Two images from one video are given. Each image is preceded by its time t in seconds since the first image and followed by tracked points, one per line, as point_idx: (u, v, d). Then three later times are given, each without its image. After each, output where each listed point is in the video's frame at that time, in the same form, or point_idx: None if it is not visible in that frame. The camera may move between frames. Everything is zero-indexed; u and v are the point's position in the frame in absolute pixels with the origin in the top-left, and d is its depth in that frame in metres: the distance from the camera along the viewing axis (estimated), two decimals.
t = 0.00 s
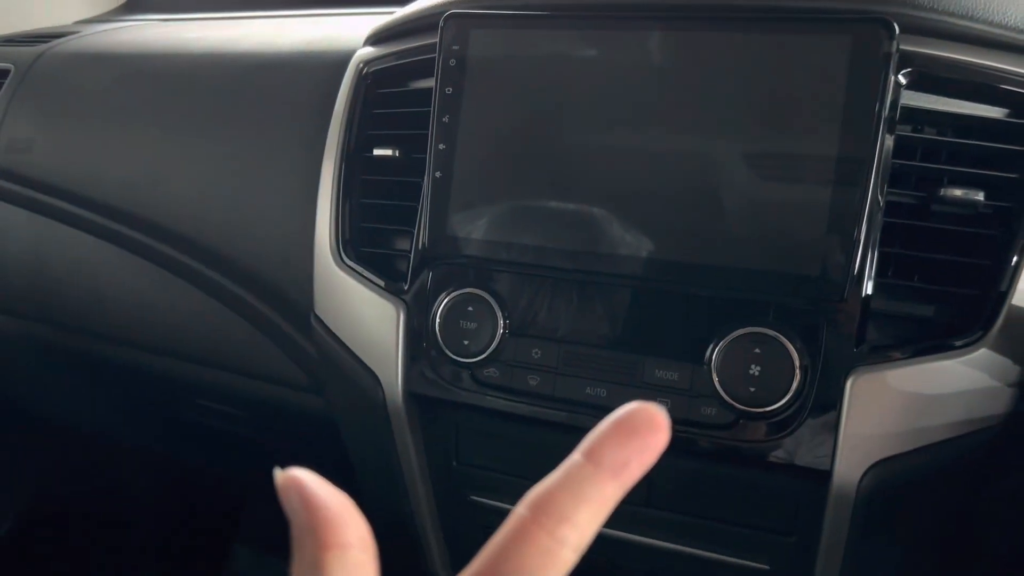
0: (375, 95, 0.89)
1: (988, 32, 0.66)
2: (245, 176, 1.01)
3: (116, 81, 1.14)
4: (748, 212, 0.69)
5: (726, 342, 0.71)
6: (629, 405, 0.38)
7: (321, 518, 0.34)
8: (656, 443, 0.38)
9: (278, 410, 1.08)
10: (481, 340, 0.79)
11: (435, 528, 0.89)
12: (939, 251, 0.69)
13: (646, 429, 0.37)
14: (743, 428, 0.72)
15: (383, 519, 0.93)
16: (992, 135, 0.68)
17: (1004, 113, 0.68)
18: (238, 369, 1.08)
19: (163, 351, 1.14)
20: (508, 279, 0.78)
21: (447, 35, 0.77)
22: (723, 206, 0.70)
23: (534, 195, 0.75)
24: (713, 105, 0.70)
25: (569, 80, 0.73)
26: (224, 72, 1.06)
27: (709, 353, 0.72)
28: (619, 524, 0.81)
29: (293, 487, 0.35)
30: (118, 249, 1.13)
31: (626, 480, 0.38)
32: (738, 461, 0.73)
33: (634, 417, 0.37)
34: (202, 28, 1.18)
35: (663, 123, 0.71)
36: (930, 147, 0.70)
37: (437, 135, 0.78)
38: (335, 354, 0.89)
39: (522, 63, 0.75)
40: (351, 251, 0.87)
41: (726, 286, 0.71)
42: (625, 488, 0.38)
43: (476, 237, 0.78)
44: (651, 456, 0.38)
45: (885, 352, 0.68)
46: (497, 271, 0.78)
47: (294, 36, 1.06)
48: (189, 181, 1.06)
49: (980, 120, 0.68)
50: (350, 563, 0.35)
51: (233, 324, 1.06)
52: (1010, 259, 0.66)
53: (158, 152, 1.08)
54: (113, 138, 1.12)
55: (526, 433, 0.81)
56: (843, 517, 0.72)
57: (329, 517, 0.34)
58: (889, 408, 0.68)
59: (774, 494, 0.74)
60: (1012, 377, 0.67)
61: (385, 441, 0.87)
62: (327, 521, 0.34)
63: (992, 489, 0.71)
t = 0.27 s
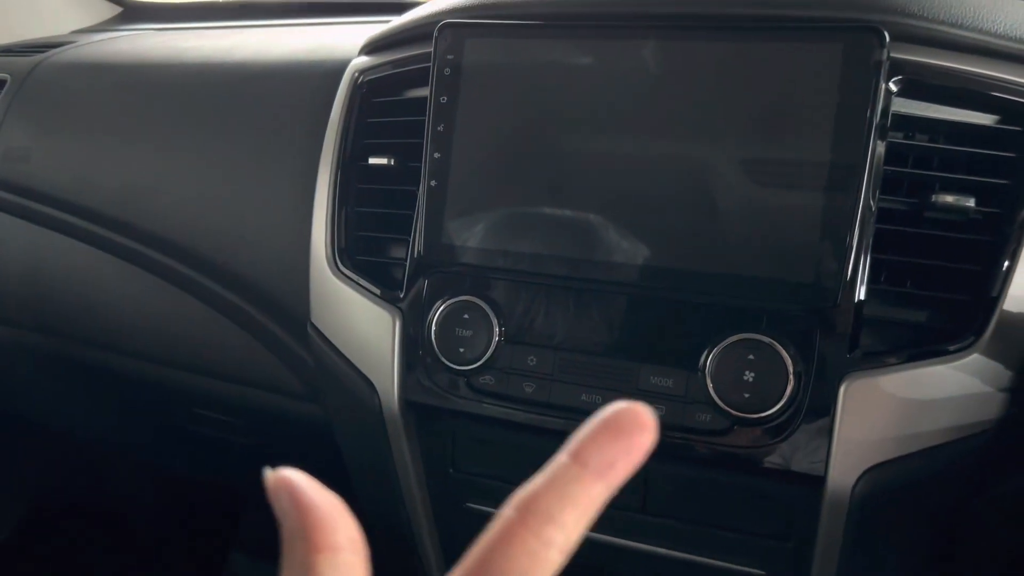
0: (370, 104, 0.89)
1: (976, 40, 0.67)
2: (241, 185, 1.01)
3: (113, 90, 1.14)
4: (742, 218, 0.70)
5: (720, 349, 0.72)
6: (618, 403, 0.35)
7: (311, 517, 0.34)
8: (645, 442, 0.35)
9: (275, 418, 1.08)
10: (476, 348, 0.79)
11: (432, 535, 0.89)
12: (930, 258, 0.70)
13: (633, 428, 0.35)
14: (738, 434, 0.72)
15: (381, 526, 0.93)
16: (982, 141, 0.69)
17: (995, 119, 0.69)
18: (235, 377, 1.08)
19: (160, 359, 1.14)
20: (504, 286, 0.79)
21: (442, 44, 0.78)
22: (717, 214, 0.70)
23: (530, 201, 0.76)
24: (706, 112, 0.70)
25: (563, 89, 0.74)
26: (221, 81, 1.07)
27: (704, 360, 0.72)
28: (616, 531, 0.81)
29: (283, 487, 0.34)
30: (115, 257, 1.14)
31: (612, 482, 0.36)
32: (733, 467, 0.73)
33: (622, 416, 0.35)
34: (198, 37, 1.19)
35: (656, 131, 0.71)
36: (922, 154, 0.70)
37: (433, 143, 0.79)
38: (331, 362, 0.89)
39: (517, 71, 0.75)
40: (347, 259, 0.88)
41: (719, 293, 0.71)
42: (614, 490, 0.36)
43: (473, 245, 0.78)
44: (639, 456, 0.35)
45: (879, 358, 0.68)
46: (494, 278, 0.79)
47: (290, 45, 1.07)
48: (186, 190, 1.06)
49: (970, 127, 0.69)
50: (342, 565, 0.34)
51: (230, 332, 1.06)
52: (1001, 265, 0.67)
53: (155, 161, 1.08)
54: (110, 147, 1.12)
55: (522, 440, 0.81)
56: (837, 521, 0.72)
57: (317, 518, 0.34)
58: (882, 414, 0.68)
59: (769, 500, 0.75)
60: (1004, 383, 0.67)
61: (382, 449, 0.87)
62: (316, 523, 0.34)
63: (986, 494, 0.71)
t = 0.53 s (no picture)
0: (353, 124, 0.89)
1: (952, 61, 0.67)
2: (225, 205, 1.01)
3: (97, 110, 1.14)
4: (721, 240, 0.70)
5: (702, 369, 0.72)
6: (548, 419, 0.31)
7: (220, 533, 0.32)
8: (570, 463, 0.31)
9: (260, 439, 1.08)
10: (458, 369, 0.79)
11: (416, 557, 0.89)
12: (909, 277, 0.70)
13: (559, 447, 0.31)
14: (719, 456, 0.72)
15: (366, 547, 0.93)
16: (960, 160, 0.69)
17: (974, 138, 0.69)
18: (220, 398, 1.08)
19: (144, 380, 1.13)
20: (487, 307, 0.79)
21: (423, 64, 0.79)
22: (696, 235, 0.71)
23: (517, 216, 0.77)
24: (686, 133, 0.71)
25: (546, 109, 0.75)
26: (204, 101, 1.07)
27: (684, 380, 0.72)
28: (600, 552, 0.81)
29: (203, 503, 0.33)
30: (98, 278, 1.13)
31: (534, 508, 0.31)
32: (715, 489, 0.73)
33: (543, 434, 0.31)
34: (182, 56, 1.19)
35: (636, 151, 0.72)
36: (899, 174, 0.70)
37: (414, 164, 0.80)
38: (315, 385, 0.89)
39: (500, 92, 0.76)
40: (330, 280, 0.88)
41: (700, 314, 0.71)
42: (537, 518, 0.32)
43: (462, 264, 0.79)
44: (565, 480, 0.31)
45: (858, 378, 0.69)
46: (479, 300, 0.79)
47: (274, 64, 1.07)
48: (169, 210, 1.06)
49: (948, 147, 0.69)
50: None
51: (215, 353, 1.06)
52: (982, 279, 0.67)
53: (138, 181, 1.08)
54: (94, 167, 1.12)
55: (504, 462, 0.81)
56: (820, 544, 0.72)
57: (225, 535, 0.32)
58: (862, 435, 0.68)
59: (752, 521, 0.75)
60: (982, 403, 0.67)
61: (364, 471, 0.87)
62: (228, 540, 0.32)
63: (967, 515, 0.71)
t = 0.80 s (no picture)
0: (337, 158, 0.89)
1: (929, 96, 0.68)
2: (208, 240, 1.01)
3: (78, 144, 1.14)
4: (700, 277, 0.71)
5: (686, 406, 0.72)
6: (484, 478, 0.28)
7: None
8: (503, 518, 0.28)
9: (246, 473, 1.07)
10: (441, 408, 0.79)
11: None
12: (890, 311, 0.71)
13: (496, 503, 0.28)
14: (704, 493, 0.72)
15: None
16: (938, 195, 0.70)
17: (951, 172, 0.69)
18: (206, 434, 1.07)
19: (127, 414, 1.13)
20: (471, 343, 0.79)
21: (404, 100, 0.79)
22: (676, 271, 0.72)
23: (505, 235, 0.77)
24: (665, 170, 0.72)
25: (527, 145, 0.76)
26: (186, 133, 1.07)
27: (669, 416, 0.72)
28: None
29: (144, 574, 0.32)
30: (82, 313, 1.13)
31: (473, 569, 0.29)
32: (701, 524, 0.73)
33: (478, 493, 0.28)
34: (164, 87, 1.18)
35: (617, 187, 0.73)
36: (878, 207, 0.71)
37: (396, 201, 0.80)
38: (300, 423, 0.89)
39: (481, 127, 0.77)
40: (313, 317, 0.88)
41: (682, 350, 0.72)
42: None
43: (446, 301, 0.79)
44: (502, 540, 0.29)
45: (842, 415, 0.69)
46: (464, 336, 0.79)
47: (256, 96, 1.07)
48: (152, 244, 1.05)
49: (926, 181, 0.70)
50: None
51: (200, 387, 1.06)
52: (963, 306, 0.67)
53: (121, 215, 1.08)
54: (76, 202, 1.11)
55: (490, 499, 0.81)
56: None
57: None
58: (846, 471, 0.68)
59: (739, 557, 0.74)
60: (965, 438, 0.67)
61: (351, 509, 0.87)
62: None
63: (952, 548, 0.72)
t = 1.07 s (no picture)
0: (306, 184, 0.88)
1: (907, 118, 0.67)
2: (177, 267, 0.99)
3: (45, 169, 1.12)
4: (677, 303, 0.70)
5: (665, 435, 0.70)
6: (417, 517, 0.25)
7: None
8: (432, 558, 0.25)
9: (216, 505, 1.04)
10: (415, 439, 0.77)
11: None
12: (870, 337, 0.69)
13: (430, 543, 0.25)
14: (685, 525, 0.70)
15: None
16: (917, 219, 0.69)
17: (930, 195, 0.69)
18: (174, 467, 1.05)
19: (95, 446, 1.10)
20: (447, 373, 0.77)
21: (375, 125, 0.78)
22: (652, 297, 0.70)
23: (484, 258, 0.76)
24: (640, 195, 0.71)
25: (500, 169, 0.74)
26: (155, 158, 1.04)
27: (649, 446, 0.70)
28: None
29: None
30: (50, 343, 1.11)
31: None
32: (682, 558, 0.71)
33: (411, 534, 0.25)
34: (133, 110, 1.16)
35: (592, 211, 0.72)
36: (857, 231, 0.70)
37: (366, 227, 0.78)
38: (269, 455, 0.87)
39: (453, 152, 0.75)
40: (281, 346, 0.86)
41: (661, 379, 0.70)
42: None
43: (425, 330, 0.77)
44: None
45: (824, 443, 0.67)
46: (441, 365, 0.77)
47: (227, 120, 1.05)
48: (119, 271, 1.03)
49: (905, 205, 0.69)
50: None
51: (170, 417, 1.03)
52: (945, 329, 0.66)
53: (88, 242, 1.06)
54: (44, 230, 1.09)
55: (466, 532, 0.78)
56: None
57: None
58: (829, 501, 0.67)
59: None
60: (949, 466, 0.66)
61: (324, 544, 0.85)
62: None
63: None
